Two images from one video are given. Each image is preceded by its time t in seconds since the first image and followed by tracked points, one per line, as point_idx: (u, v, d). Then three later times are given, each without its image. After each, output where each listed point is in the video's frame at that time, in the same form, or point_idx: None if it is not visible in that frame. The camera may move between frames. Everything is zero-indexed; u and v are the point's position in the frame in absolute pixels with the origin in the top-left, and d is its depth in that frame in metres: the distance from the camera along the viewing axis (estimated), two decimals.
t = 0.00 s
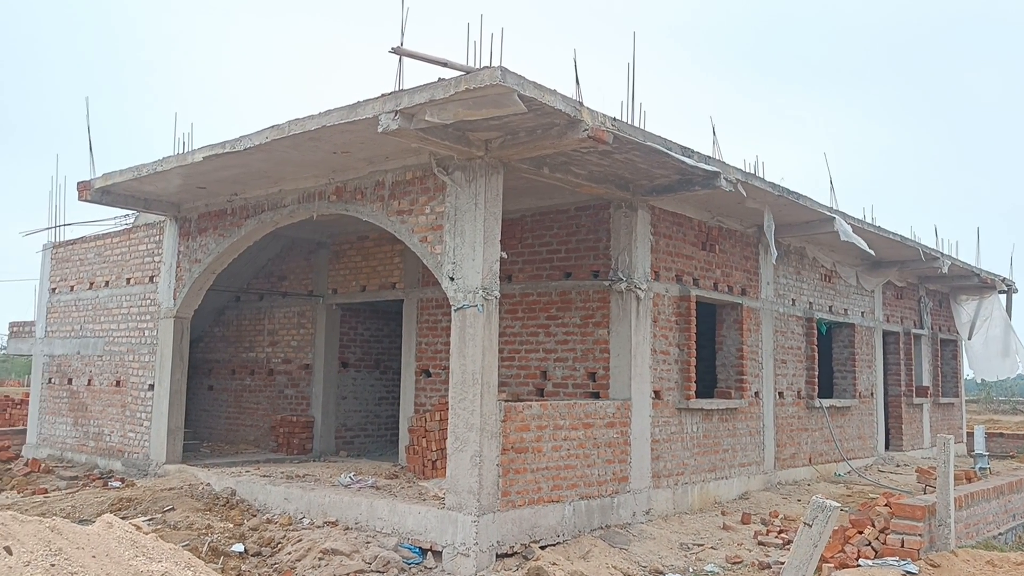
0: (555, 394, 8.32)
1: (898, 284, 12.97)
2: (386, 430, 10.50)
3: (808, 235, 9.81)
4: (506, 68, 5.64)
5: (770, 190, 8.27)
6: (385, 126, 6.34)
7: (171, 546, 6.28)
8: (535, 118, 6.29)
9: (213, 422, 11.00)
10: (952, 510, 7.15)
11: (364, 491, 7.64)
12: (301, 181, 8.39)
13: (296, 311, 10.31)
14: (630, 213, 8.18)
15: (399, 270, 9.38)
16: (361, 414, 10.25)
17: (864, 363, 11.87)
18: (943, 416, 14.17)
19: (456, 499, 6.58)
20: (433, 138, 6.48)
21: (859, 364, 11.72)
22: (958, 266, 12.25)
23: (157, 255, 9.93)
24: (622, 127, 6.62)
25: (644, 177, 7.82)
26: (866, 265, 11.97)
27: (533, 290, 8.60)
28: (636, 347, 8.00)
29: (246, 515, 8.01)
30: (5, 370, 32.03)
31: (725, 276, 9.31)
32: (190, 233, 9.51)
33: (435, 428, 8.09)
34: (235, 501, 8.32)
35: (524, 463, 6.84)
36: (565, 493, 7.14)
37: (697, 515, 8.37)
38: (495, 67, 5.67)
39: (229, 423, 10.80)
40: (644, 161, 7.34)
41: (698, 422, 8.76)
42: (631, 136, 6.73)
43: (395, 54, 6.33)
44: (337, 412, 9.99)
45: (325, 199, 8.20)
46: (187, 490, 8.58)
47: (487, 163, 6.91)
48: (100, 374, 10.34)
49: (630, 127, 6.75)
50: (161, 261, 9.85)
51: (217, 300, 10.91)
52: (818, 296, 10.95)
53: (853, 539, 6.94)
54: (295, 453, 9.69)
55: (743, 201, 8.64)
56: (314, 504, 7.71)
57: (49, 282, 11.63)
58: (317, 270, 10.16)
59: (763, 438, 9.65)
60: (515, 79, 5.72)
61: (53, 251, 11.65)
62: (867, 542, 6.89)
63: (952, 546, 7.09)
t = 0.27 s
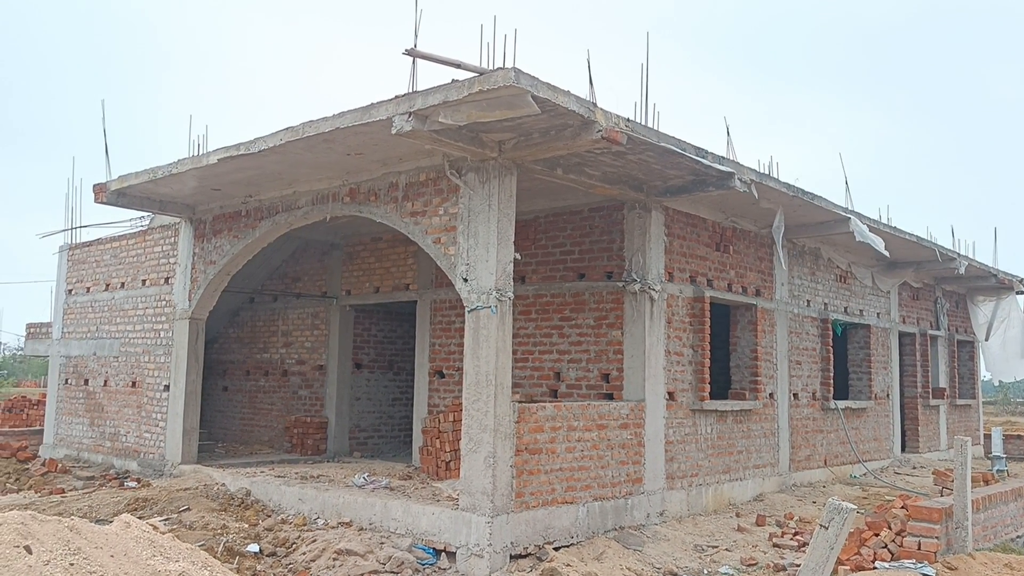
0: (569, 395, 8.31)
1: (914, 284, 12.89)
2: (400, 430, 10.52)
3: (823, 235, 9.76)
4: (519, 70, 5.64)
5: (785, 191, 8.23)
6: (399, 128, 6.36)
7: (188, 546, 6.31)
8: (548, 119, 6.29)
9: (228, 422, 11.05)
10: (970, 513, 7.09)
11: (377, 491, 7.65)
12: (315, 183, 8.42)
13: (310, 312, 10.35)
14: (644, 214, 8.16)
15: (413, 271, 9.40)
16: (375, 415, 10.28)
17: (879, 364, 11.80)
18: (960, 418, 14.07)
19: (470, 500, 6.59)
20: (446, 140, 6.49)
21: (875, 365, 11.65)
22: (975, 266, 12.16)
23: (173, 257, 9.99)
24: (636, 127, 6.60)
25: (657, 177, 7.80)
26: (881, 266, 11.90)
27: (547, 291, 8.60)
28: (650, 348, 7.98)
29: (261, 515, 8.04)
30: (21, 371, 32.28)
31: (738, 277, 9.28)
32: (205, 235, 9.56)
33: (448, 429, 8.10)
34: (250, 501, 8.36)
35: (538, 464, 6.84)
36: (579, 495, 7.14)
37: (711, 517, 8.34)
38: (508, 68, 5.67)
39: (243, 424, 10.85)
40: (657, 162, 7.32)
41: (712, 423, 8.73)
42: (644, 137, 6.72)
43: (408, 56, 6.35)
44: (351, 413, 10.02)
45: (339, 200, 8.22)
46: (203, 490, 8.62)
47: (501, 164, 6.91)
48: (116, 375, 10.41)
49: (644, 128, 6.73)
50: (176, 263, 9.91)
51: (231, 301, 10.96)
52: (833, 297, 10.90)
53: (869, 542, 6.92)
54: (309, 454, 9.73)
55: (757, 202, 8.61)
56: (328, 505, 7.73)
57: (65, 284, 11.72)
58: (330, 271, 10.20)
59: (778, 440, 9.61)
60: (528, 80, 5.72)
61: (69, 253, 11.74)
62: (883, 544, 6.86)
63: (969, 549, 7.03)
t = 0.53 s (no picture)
0: (578, 395, 8.32)
1: (923, 284, 12.85)
2: (408, 431, 10.54)
3: (832, 235, 9.74)
4: (527, 70, 5.64)
5: (794, 191, 8.22)
6: (407, 128, 6.37)
7: (198, 546, 6.34)
8: (556, 119, 6.29)
9: (237, 423, 11.09)
10: (981, 514, 7.06)
11: (386, 492, 7.66)
12: (324, 184, 8.43)
13: (318, 312, 10.37)
14: (652, 214, 8.15)
15: (421, 272, 9.41)
16: (383, 415, 10.30)
17: (889, 364, 11.76)
18: (970, 418, 14.01)
19: (479, 500, 6.59)
20: (454, 140, 6.50)
21: (885, 365, 11.61)
22: (985, 266, 12.11)
23: (182, 257, 10.03)
24: (644, 127, 6.60)
25: (666, 178, 7.79)
26: (890, 266, 11.86)
27: (555, 291, 8.60)
28: (659, 349, 7.97)
29: (271, 516, 8.07)
30: (32, 372, 32.39)
31: (747, 277, 9.26)
32: (214, 236, 9.59)
33: (457, 430, 8.10)
34: (260, 502, 8.38)
35: (546, 465, 6.84)
36: (588, 495, 7.14)
37: (720, 518, 8.34)
38: (517, 69, 5.67)
39: (252, 424, 10.88)
40: (666, 162, 7.32)
41: (721, 424, 8.72)
42: (652, 137, 6.71)
43: (416, 57, 6.36)
44: (360, 414, 10.04)
45: (348, 201, 8.24)
46: (213, 490, 8.65)
47: (509, 164, 6.92)
48: (126, 376, 10.45)
49: (652, 128, 6.73)
50: (185, 264, 9.94)
51: (240, 302, 10.99)
52: (842, 297, 10.87)
53: (880, 543, 6.90)
54: (318, 454, 9.75)
55: (766, 202, 8.60)
56: (337, 505, 7.75)
57: (75, 285, 11.77)
58: (339, 272, 10.22)
59: (787, 441, 9.59)
60: (537, 80, 5.72)
61: (79, 254, 11.79)
62: (894, 546, 6.85)
63: (980, 550, 7.00)
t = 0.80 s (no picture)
0: (588, 395, 8.33)
1: (933, 284, 12.83)
2: (418, 430, 10.56)
3: (842, 235, 9.73)
4: (538, 70, 5.66)
5: (803, 190, 8.21)
6: (418, 128, 6.39)
7: (211, 545, 6.37)
8: (567, 119, 6.30)
9: (248, 422, 11.13)
10: (991, 513, 7.05)
11: (397, 491, 7.69)
12: (334, 184, 8.46)
13: (329, 312, 10.40)
14: (662, 213, 8.15)
15: (431, 271, 9.43)
16: (393, 415, 10.33)
17: (899, 363, 11.75)
18: (980, 418, 13.98)
19: (489, 500, 6.61)
20: (464, 140, 6.51)
21: (894, 364, 11.60)
22: (995, 265, 12.09)
23: (193, 257, 10.07)
24: (654, 127, 6.60)
25: (676, 177, 7.80)
26: (900, 265, 11.85)
27: (565, 291, 8.61)
28: (668, 348, 7.98)
29: (281, 515, 8.10)
30: (42, 372, 32.49)
31: (757, 277, 9.26)
32: (224, 236, 9.63)
33: (467, 429, 8.12)
34: (270, 501, 8.42)
35: (557, 465, 6.86)
36: (598, 495, 7.15)
37: (730, 517, 8.34)
38: (527, 69, 5.68)
39: (263, 423, 10.92)
40: (676, 161, 7.32)
41: (731, 423, 8.72)
42: (663, 137, 6.72)
43: (427, 56, 6.38)
44: (369, 413, 10.07)
45: (358, 201, 8.26)
46: (223, 489, 8.69)
47: (519, 164, 6.93)
48: (137, 375, 10.50)
49: (662, 128, 6.73)
50: (196, 263, 9.98)
51: (251, 301, 11.03)
52: (852, 296, 10.86)
53: (890, 542, 6.90)
54: (328, 453, 9.78)
55: (776, 201, 8.60)
56: (348, 504, 7.78)
57: (86, 285, 11.82)
58: (349, 272, 10.24)
59: (797, 440, 9.59)
60: (547, 80, 5.74)
61: (91, 254, 11.84)
62: (904, 545, 6.84)
63: (990, 550, 7.00)
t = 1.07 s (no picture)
0: (587, 391, 8.34)
1: (932, 280, 12.85)
2: (417, 427, 10.57)
3: (841, 231, 9.75)
4: (537, 67, 5.66)
5: (802, 186, 8.23)
6: (417, 125, 6.38)
7: (211, 542, 6.38)
8: (566, 116, 6.30)
9: (247, 419, 11.13)
10: (990, 508, 7.07)
11: (397, 488, 7.70)
12: (333, 181, 8.45)
13: (328, 309, 10.40)
14: (661, 210, 8.16)
15: (430, 268, 9.43)
16: (393, 411, 10.33)
17: (897, 360, 11.78)
18: (978, 413, 14.02)
19: (489, 496, 6.62)
20: (464, 137, 6.51)
21: (893, 361, 11.63)
22: (993, 261, 12.11)
23: (191, 254, 10.06)
24: (654, 124, 6.61)
25: (675, 174, 7.80)
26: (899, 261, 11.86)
27: (564, 287, 8.62)
28: (667, 344, 7.99)
29: (281, 511, 8.10)
30: (41, 369, 32.43)
31: (756, 273, 9.28)
32: (223, 233, 9.62)
33: (467, 426, 8.13)
34: (269, 498, 8.42)
35: (556, 461, 6.87)
36: (597, 491, 7.16)
37: (729, 513, 8.36)
38: (526, 66, 5.69)
39: (262, 420, 10.92)
40: (675, 158, 7.33)
41: (730, 419, 8.74)
42: (662, 133, 6.72)
43: (427, 54, 6.38)
44: (368, 410, 10.07)
45: (357, 198, 8.26)
46: (222, 486, 8.69)
47: (518, 161, 6.93)
48: (136, 372, 10.49)
49: (661, 124, 6.73)
50: (195, 261, 9.98)
51: (250, 298, 11.03)
52: (851, 293, 10.88)
53: (888, 537, 6.94)
54: (327, 450, 9.79)
55: (775, 198, 8.61)
56: (347, 501, 7.79)
57: (85, 282, 11.81)
58: (348, 269, 10.24)
59: (796, 436, 9.61)
60: (546, 77, 5.74)
61: (89, 251, 11.83)
62: (903, 540, 6.88)
63: (989, 545, 7.01)
